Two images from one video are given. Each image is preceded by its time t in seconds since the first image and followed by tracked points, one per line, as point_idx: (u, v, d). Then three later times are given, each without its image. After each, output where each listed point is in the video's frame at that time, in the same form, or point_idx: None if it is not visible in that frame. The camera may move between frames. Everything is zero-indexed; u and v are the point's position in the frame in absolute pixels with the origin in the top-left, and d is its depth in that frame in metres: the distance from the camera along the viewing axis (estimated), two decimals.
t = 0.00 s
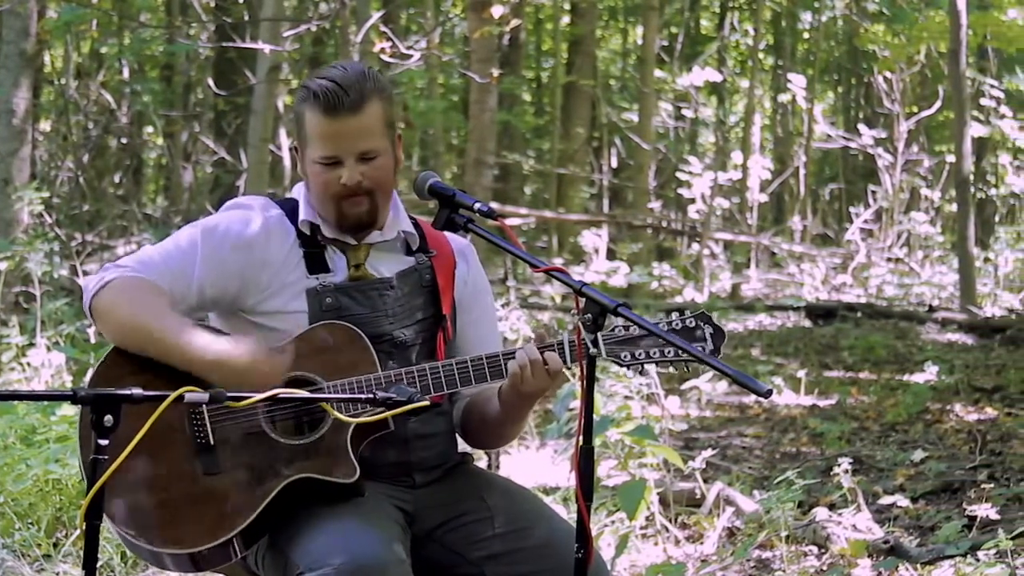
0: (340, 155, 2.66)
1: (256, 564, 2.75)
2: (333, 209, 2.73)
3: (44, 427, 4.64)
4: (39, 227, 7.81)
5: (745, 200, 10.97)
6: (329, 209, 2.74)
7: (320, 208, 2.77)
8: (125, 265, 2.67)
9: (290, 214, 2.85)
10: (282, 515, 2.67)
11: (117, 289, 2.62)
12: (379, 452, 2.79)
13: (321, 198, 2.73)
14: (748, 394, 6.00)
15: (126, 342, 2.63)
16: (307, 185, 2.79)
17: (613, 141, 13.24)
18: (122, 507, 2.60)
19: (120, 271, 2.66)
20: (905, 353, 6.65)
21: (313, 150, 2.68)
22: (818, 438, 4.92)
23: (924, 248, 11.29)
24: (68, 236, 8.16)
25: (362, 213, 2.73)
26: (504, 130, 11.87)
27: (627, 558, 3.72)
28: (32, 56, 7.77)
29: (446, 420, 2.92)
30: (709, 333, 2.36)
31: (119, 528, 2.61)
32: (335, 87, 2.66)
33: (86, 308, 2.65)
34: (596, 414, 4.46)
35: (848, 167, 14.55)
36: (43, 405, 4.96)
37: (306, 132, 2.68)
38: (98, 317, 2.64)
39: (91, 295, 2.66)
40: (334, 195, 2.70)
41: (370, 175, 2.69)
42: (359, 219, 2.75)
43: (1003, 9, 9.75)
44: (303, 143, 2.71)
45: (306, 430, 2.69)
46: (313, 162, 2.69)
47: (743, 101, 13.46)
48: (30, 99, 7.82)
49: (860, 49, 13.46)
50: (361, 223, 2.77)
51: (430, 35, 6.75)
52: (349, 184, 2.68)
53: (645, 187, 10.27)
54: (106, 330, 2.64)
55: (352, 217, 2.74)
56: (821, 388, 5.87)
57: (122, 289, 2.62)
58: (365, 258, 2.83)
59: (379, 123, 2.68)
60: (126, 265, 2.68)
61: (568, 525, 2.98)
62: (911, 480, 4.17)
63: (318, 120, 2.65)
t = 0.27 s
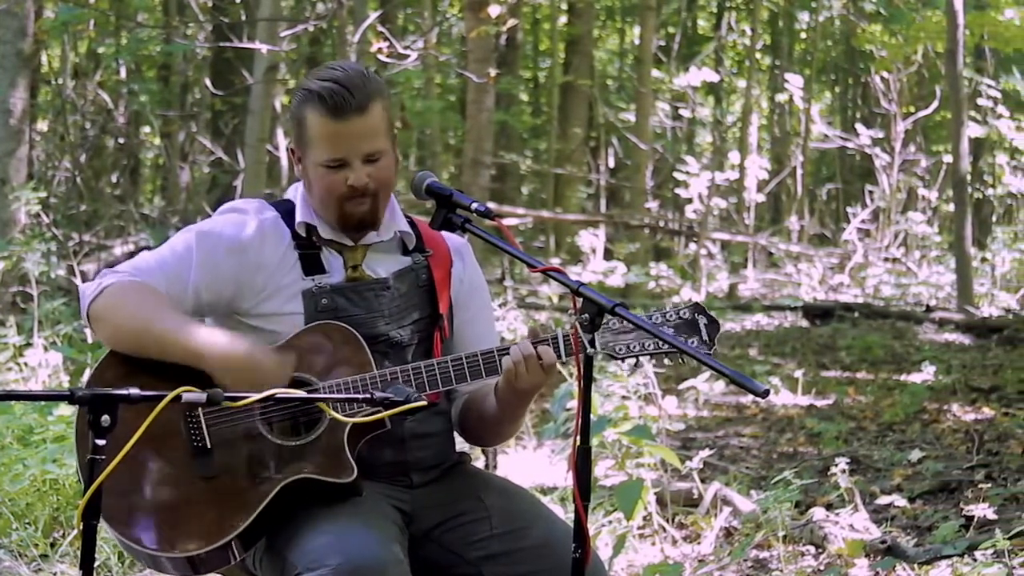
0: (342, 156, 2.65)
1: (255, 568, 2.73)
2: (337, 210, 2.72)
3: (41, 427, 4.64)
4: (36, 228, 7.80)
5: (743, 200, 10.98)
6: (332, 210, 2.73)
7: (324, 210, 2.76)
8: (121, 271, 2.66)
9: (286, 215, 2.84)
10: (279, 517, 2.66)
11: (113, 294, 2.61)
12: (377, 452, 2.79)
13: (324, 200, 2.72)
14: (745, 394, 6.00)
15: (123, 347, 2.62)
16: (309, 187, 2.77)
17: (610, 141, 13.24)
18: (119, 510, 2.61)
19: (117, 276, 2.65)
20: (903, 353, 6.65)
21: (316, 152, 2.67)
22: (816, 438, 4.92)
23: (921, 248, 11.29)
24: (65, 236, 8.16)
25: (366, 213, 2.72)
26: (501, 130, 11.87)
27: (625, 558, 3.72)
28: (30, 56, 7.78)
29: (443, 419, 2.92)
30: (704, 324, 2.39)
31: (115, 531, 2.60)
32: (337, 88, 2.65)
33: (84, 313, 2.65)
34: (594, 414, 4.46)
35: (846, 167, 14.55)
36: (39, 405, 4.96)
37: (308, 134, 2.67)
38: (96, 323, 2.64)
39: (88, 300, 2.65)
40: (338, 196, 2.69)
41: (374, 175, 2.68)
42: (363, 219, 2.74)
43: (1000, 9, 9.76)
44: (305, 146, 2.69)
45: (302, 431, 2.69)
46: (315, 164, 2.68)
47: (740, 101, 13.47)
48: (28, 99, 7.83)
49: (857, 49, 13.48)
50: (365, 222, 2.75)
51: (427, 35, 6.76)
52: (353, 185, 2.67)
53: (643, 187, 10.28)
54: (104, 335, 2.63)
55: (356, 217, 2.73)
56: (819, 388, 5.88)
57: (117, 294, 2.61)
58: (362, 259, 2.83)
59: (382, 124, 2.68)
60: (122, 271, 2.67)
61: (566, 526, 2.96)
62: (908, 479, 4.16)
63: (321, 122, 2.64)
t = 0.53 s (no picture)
0: (358, 160, 2.67)
1: (252, 569, 2.73)
2: (352, 214, 2.73)
3: (38, 427, 4.64)
4: (33, 228, 7.80)
5: (739, 201, 11.02)
6: (347, 215, 2.74)
7: (337, 214, 2.77)
8: (123, 276, 2.65)
9: (284, 215, 2.83)
10: (277, 517, 2.66)
11: (113, 301, 2.61)
12: (374, 452, 2.79)
13: (339, 205, 2.73)
14: (742, 394, 6.00)
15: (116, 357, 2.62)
16: (319, 193, 2.78)
17: (608, 141, 13.24)
18: (116, 511, 2.60)
19: (117, 281, 2.64)
20: (901, 353, 6.65)
21: (331, 159, 2.68)
22: (814, 437, 4.93)
23: (919, 247, 11.29)
24: (63, 236, 8.16)
25: (382, 216, 2.74)
26: (499, 130, 11.87)
27: (622, 558, 3.72)
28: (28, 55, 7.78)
29: (440, 419, 2.92)
30: (698, 320, 2.38)
31: (112, 534, 2.59)
32: (344, 93, 2.66)
33: (82, 317, 2.64)
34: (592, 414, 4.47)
35: (843, 167, 14.56)
36: (37, 405, 4.96)
37: (320, 142, 2.68)
38: (94, 328, 2.62)
39: (88, 303, 2.64)
40: (353, 201, 2.71)
41: (390, 177, 2.70)
42: (378, 222, 2.76)
43: (998, 9, 9.76)
44: (316, 153, 2.70)
45: (297, 430, 2.69)
46: (330, 170, 2.69)
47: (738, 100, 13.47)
48: (26, 98, 7.83)
49: (854, 49, 13.48)
50: (379, 225, 2.77)
51: (425, 35, 6.77)
52: (370, 188, 2.69)
53: (640, 187, 10.28)
54: (100, 342, 2.62)
55: (372, 220, 2.74)
56: (816, 388, 5.88)
57: (110, 305, 2.60)
58: (362, 260, 2.81)
59: (391, 125, 2.70)
60: (123, 275, 2.65)
61: (564, 524, 2.94)
62: (905, 480, 4.17)
63: (333, 128, 2.65)
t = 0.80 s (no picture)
0: (350, 166, 2.66)
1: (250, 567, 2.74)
2: (344, 218, 2.74)
3: (37, 427, 4.64)
4: (32, 228, 7.80)
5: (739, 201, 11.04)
6: (339, 218, 2.74)
7: (330, 217, 2.77)
8: (118, 273, 2.68)
9: (279, 215, 2.83)
10: (274, 516, 2.65)
11: (108, 297, 2.63)
12: (372, 452, 2.79)
13: (331, 209, 2.73)
14: (741, 394, 6.00)
15: (114, 352, 2.64)
16: (312, 196, 2.78)
17: (606, 141, 13.24)
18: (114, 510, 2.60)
19: (112, 279, 2.67)
20: (899, 353, 6.65)
21: (322, 164, 2.67)
22: (812, 437, 4.93)
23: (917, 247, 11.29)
24: (61, 236, 8.16)
25: (373, 219, 2.74)
26: (497, 130, 11.87)
27: (621, 558, 3.73)
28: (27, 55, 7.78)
29: (438, 418, 2.92)
30: (697, 324, 2.39)
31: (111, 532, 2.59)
32: (333, 98, 2.65)
33: (79, 315, 2.66)
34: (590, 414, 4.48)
35: (842, 167, 14.56)
36: (35, 405, 4.96)
37: (309, 147, 2.67)
38: (90, 325, 2.65)
39: (84, 302, 2.67)
40: (345, 205, 2.71)
41: (381, 181, 2.70)
42: (370, 224, 2.76)
43: (996, 9, 9.77)
44: (307, 158, 2.69)
45: (296, 429, 2.68)
46: (321, 175, 2.69)
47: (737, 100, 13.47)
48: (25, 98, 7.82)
49: (853, 49, 13.48)
50: (371, 227, 2.78)
51: (424, 35, 6.77)
52: (361, 193, 2.69)
53: (639, 187, 10.29)
54: (98, 338, 2.64)
55: (364, 223, 2.75)
56: (814, 388, 5.88)
57: (109, 299, 2.63)
58: (357, 259, 2.81)
59: (382, 128, 2.68)
60: (119, 272, 2.68)
61: (562, 524, 2.94)
62: (904, 480, 4.16)
63: (322, 133, 2.64)
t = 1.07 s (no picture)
0: (344, 169, 2.66)
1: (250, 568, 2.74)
2: (338, 220, 2.74)
3: (37, 427, 4.64)
4: (32, 228, 7.80)
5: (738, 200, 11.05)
6: (332, 220, 2.75)
7: (324, 218, 2.77)
8: (117, 270, 2.68)
9: (277, 215, 2.83)
10: (274, 517, 2.66)
11: (111, 292, 2.62)
12: (371, 452, 2.79)
13: (325, 211, 2.73)
14: (740, 394, 6.00)
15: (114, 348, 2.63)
16: (307, 197, 2.78)
17: (606, 141, 13.24)
18: (113, 510, 2.59)
19: (109, 277, 2.66)
20: (899, 353, 6.65)
21: (316, 166, 2.67)
22: (811, 438, 4.93)
23: (917, 247, 11.29)
24: (60, 236, 8.16)
25: (367, 222, 2.74)
26: (497, 130, 11.87)
27: (620, 558, 3.73)
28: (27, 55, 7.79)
29: (438, 418, 2.92)
30: (696, 321, 2.40)
31: (109, 533, 2.58)
32: (330, 101, 2.64)
33: (77, 313, 2.66)
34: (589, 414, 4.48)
35: (842, 167, 14.56)
36: (34, 405, 4.96)
37: (304, 149, 2.67)
38: (89, 323, 2.64)
39: (82, 300, 2.67)
40: (339, 208, 2.71)
41: (376, 185, 2.70)
42: (364, 227, 2.76)
43: (995, 9, 9.78)
44: (303, 159, 2.69)
45: (295, 430, 2.68)
46: (316, 177, 2.69)
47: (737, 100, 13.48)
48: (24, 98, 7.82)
49: (852, 49, 13.49)
50: (366, 229, 2.78)
51: (423, 34, 6.77)
52: (355, 197, 2.69)
53: (639, 187, 10.29)
54: (97, 335, 2.63)
55: (358, 226, 2.75)
56: (814, 388, 5.88)
57: (109, 295, 2.61)
58: (355, 259, 2.82)
59: (378, 132, 2.68)
60: (117, 270, 2.68)
61: (562, 523, 2.94)
62: (903, 480, 4.16)
63: (317, 135, 2.64)
